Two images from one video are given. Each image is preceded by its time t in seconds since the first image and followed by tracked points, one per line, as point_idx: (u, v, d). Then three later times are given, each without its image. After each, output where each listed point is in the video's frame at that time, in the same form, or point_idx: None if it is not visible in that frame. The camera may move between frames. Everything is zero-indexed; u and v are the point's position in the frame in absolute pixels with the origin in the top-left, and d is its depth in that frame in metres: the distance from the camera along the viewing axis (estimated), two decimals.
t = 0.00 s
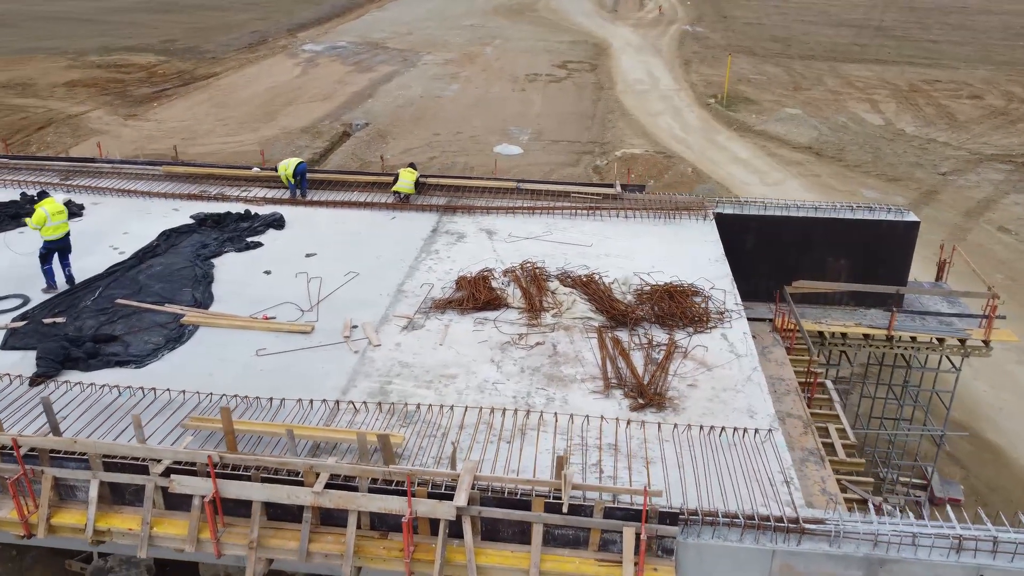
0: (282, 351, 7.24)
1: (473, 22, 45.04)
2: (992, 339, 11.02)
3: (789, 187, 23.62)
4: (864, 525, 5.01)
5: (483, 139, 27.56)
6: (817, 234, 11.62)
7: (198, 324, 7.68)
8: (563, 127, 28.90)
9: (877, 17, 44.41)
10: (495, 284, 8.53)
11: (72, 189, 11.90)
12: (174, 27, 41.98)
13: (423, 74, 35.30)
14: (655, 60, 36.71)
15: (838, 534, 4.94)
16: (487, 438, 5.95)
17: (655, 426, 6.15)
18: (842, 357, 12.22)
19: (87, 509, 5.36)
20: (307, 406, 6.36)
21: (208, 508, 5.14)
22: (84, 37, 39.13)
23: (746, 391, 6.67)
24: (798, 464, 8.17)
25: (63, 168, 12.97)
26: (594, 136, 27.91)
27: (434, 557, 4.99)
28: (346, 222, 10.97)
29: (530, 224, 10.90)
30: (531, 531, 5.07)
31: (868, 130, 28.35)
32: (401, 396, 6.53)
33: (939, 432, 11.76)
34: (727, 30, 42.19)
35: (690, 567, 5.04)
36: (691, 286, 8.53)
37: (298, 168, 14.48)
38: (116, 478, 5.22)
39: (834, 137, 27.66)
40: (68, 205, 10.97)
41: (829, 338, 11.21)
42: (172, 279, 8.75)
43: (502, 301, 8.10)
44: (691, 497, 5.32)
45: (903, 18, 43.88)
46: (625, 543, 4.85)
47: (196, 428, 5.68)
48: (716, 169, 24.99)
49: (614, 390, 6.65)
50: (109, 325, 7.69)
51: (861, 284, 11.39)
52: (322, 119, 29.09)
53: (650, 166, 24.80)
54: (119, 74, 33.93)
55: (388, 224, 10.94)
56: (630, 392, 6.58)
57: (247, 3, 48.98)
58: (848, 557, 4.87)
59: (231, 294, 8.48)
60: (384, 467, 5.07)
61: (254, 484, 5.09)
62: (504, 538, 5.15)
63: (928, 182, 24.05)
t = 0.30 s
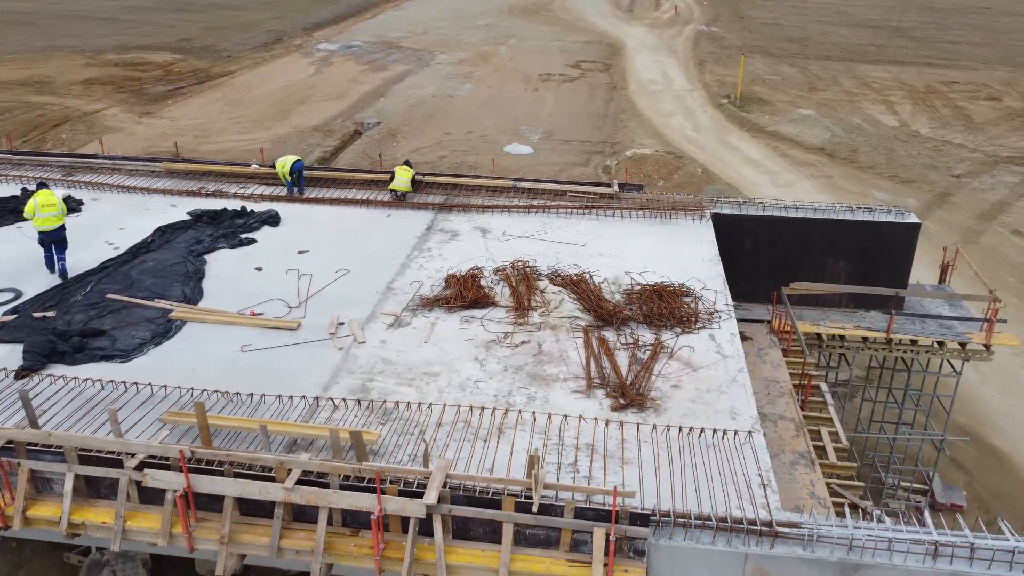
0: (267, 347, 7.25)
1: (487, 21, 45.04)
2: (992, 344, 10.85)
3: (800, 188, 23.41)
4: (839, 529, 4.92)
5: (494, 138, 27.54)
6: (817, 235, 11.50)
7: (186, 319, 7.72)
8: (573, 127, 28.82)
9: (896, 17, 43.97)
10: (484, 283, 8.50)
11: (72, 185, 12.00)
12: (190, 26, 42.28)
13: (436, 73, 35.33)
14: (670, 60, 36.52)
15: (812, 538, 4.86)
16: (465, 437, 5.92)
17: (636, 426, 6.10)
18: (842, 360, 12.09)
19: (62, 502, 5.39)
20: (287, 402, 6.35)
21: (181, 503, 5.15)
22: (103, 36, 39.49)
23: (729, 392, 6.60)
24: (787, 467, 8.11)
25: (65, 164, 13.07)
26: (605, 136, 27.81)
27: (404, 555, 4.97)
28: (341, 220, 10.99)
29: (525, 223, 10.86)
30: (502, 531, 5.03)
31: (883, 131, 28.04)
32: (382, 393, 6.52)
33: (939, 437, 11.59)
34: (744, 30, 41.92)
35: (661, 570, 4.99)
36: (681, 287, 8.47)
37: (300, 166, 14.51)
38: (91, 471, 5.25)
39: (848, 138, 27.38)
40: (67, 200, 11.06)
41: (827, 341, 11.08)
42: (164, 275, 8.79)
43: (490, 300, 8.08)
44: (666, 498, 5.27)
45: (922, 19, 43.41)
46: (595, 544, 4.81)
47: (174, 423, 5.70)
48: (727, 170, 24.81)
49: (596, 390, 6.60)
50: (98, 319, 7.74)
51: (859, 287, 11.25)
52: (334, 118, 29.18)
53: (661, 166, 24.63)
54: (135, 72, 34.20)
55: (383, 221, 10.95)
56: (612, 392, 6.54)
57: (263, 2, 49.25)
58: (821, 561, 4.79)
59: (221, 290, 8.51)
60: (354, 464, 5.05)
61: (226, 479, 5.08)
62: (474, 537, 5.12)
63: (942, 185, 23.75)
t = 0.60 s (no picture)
0: (251, 343, 7.27)
1: (502, 20, 45.04)
2: (993, 347, 10.67)
3: (811, 189, 23.20)
4: (813, 533, 4.86)
5: (505, 137, 27.50)
6: (815, 237, 11.38)
7: (174, 314, 7.77)
8: (585, 126, 28.74)
9: (915, 17, 43.52)
10: (473, 280, 8.48)
11: (73, 180, 12.11)
12: (207, 24, 42.59)
13: (449, 72, 35.36)
14: (684, 60, 36.31)
15: (785, 542, 4.80)
16: (442, 434, 5.90)
17: (615, 426, 6.06)
18: (840, 363, 11.95)
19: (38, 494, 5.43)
20: (268, 398, 6.36)
21: (154, 497, 5.16)
22: (121, 34, 39.86)
23: (712, 393, 6.54)
24: (776, 469, 8.04)
25: (68, 160, 13.20)
26: (616, 136, 27.71)
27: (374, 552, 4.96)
28: (336, 217, 11.00)
29: (519, 221, 10.83)
30: (472, 530, 5.01)
31: (897, 132, 27.74)
32: (363, 390, 6.51)
33: (939, 441, 11.41)
34: (760, 30, 41.64)
35: (632, 572, 4.94)
36: (672, 287, 8.40)
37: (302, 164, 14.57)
38: (66, 464, 5.27)
39: (861, 139, 27.12)
40: (67, 196, 11.17)
41: (824, 343, 10.93)
42: (155, 270, 8.84)
43: (477, 298, 8.05)
44: (640, 499, 5.23)
45: (942, 19, 42.94)
46: (564, 544, 4.77)
47: (151, 417, 5.72)
48: (738, 171, 24.63)
49: (577, 389, 6.56)
50: (87, 313, 7.79)
51: (858, 288, 11.12)
52: (346, 116, 29.27)
53: (671, 167, 24.47)
54: (151, 70, 34.51)
55: (378, 219, 10.95)
56: (593, 392, 6.49)
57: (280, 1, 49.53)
58: (793, 565, 4.73)
59: (211, 286, 8.55)
60: (325, 460, 5.05)
61: (198, 474, 5.09)
62: (446, 536, 5.10)
63: (956, 187, 23.44)
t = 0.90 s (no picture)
0: (236, 339, 7.28)
1: (516, 20, 45.01)
2: (993, 352, 10.49)
3: (822, 191, 22.97)
4: (785, 537, 4.79)
5: (515, 137, 27.45)
6: (814, 238, 11.26)
7: (162, 309, 7.80)
8: (596, 126, 28.64)
9: (935, 18, 43.03)
10: (462, 278, 8.45)
11: (74, 176, 12.21)
12: (223, 23, 42.87)
13: (462, 72, 35.37)
14: (698, 60, 36.10)
15: (757, 545, 4.74)
16: (419, 432, 5.87)
17: (594, 427, 6.01)
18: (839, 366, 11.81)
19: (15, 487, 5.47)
20: (248, 394, 6.36)
21: (127, 491, 5.17)
22: (139, 32, 40.18)
23: (695, 394, 6.48)
24: (765, 472, 7.97)
25: (71, 156, 13.31)
26: (627, 136, 27.59)
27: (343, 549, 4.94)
28: (330, 213, 11.00)
29: (514, 220, 10.78)
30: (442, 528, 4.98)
31: (912, 134, 27.42)
32: (344, 387, 6.50)
33: (939, 446, 11.24)
34: (776, 31, 41.33)
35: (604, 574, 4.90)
36: (662, 286, 8.33)
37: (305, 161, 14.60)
38: (41, 457, 5.30)
39: (875, 140, 26.83)
40: (66, 191, 11.27)
41: (821, 345, 10.79)
42: (147, 265, 8.88)
43: (464, 296, 8.03)
44: (613, 500, 5.17)
45: (962, 20, 42.42)
46: (533, 543, 4.74)
47: (128, 411, 5.74)
48: (748, 171, 24.45)
49: (558, 389, 6.51)
50: (77, 308, 7.85)
51: (857, 291, 10.97)
52: (358, 115, 29.34)
53: (681, 167, 24.30)
54: (167, 68, 34.77)
55: (372, 216, 10.95)
56: (574, 391, 6.44)
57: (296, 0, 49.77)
58: (765, 569, 4.66)
59: (201, 282, 8.58)
60: (295, 456, 5.03)
61: (170, 468, 5.10)
62: (417, 534, 5.08)
63: (970, 189, 23.13)
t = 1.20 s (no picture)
0: (222, 335, 7.30)
1: (531, 20, 44.98)
2: (993, 356, 10.31)
3: (833, 192, 22.74)
4: (757, 540, 4.72)
5: (526, 137, 27.39)
6: (812, 239, 11.14)
7: (150, 305, 7.84)
8: (607, 126, 28.53)
9: (954, 19, 42.56)
10: (451, 276, 8.42)
11: (76, 172, 12.31)
12: (238, 22, 43.12)
13: (474, 71, 35.37)
14: (713, 60, 35.87)
15: (727, 548, 4.68)
16: (395, 430, 5.85)
17: (572, 426, 5.96)
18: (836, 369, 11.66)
19: None
20: (229, 389, 6.36)
21: (100, 484, 5.19)
22: (156, 31, 40.50)
23: (677, 395, 6.41)
24: (753, 474, 7.90)
25: (73, 152, 13.41)
26: (638, 136, 27.47)
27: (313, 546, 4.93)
28: (326, 211, 11.02)
29: (509, 219, 10.74)
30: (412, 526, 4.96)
31: (926, 135, 27.12)
32: (324, 383, 6.50)
33: (937, 451, 11.06)
34: (793, 31, 41.03)
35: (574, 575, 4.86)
36: (652, 286, 8.28)
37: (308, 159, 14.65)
38: (18, 449, 5.34)
39: (888, 141, 26.56)
40: (65, 187, 11.37)
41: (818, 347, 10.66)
42: (139, 261, 8.93)
43: (452, 294, 8.00)
44: (585, 501, 5.13)
45: (982, 20, 41.93)
46: (501, 543, 4.70)
47: (106, 405, 5.76)
48: (759, 172, 24.25)
49: (540, 388, 6.47)
50: (66, 302, 7.90)
51: (854, 293, 10.84)
52: (369, 114, 29.39)
53: (690, 168, 24.13)
54: (182, 66, 35.02)
55: (367, 214, 10.95)
56: (555, 390, 6.40)
57: None
58: (734, 571, 4.59)
59: (192, 278, 8.61)
60: (266, 451, 5.02)
61: (143, 462, 5.11)
62: (387, 531, 5.06)
63: (984, 192, 22.83)
